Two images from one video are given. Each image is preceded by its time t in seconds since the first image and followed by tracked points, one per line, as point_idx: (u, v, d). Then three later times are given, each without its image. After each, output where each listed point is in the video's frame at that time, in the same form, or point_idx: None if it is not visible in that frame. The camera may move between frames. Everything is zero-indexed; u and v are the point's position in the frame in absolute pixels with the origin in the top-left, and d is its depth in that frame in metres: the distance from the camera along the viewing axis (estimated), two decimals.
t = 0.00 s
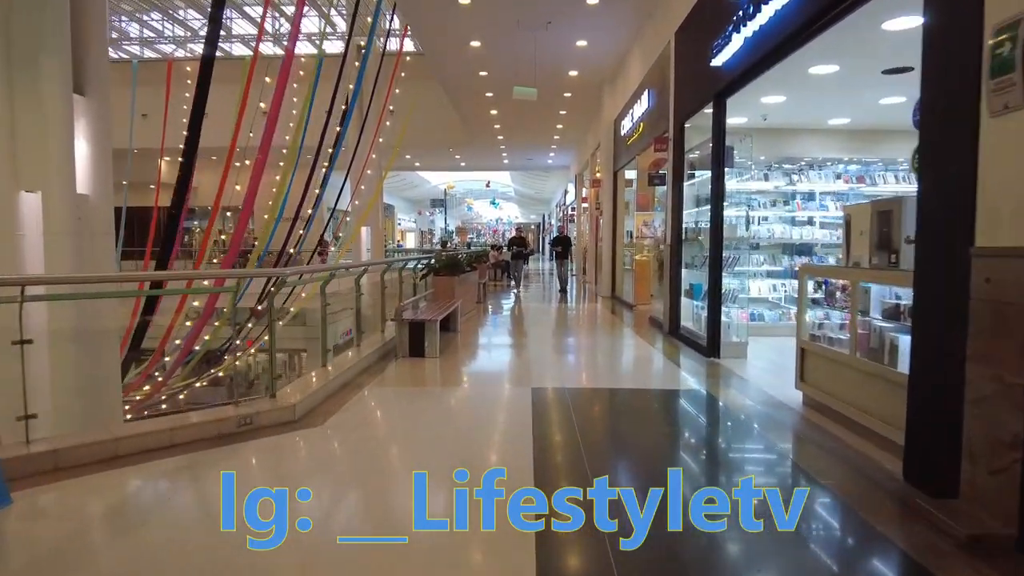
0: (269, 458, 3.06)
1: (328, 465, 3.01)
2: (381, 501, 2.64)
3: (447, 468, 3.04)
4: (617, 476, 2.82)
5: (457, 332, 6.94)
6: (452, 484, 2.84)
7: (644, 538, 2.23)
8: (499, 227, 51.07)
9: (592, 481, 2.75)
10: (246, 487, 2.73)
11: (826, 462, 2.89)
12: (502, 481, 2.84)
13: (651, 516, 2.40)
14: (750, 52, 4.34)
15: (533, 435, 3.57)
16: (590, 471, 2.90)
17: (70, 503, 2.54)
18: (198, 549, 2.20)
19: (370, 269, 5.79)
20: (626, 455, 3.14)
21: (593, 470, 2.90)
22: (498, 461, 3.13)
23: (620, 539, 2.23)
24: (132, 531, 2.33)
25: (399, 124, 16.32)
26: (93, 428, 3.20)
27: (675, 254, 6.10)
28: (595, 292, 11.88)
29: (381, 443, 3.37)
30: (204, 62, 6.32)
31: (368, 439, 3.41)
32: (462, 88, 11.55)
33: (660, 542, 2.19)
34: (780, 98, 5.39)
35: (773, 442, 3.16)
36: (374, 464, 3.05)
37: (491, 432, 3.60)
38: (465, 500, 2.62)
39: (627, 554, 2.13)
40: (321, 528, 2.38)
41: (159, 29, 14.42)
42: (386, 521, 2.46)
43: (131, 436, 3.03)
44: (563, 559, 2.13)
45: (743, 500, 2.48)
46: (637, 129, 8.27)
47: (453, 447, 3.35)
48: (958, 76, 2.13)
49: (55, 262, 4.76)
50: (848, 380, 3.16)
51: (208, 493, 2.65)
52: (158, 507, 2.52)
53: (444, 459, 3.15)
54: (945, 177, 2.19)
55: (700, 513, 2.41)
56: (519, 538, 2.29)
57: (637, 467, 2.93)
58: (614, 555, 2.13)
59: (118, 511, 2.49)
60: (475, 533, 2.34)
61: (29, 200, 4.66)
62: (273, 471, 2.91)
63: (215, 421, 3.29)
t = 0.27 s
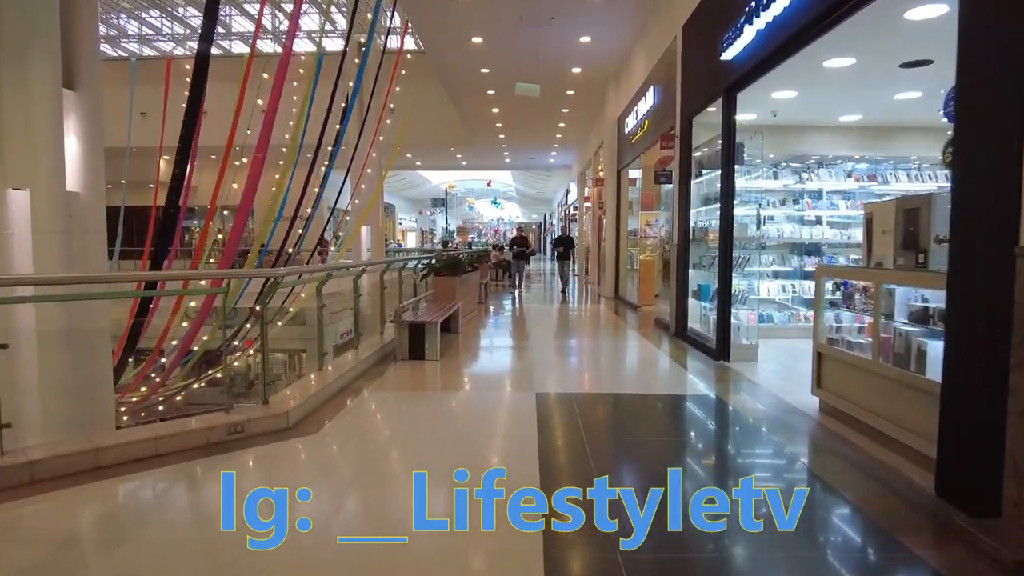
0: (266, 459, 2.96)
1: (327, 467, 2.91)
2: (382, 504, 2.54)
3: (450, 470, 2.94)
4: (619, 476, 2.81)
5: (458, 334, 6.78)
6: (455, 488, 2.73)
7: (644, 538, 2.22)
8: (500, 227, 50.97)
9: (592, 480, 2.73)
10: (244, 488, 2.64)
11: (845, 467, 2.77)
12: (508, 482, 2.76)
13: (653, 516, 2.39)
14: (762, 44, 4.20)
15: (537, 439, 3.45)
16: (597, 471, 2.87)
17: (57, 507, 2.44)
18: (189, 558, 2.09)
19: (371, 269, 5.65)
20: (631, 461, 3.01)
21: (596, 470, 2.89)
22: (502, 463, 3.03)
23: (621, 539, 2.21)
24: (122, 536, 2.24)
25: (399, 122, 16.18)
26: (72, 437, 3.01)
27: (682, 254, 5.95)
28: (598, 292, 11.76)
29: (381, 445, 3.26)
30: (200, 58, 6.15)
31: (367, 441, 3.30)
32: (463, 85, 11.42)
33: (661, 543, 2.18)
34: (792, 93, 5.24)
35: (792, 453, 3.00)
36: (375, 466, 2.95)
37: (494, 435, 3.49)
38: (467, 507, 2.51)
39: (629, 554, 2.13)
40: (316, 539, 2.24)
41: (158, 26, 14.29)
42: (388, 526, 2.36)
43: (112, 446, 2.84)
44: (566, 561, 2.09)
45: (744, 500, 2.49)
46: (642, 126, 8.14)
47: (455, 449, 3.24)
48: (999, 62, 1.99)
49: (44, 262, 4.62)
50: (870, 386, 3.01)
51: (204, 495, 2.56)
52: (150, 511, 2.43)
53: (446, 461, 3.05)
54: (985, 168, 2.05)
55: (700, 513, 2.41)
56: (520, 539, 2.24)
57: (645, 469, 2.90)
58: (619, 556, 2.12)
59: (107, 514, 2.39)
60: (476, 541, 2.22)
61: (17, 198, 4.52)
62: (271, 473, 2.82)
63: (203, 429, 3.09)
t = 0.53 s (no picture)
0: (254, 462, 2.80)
1: (318, 469, 2.75)
2: (377, 508, 2.38)
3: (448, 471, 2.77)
4: (619, 476, 2.70)
5: (458, 335, 6.58)
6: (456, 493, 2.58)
7: (644, 538, 2.12)
8: (501, 228, 50.81)
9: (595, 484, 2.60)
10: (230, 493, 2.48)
11: (871, 477, 2.60)
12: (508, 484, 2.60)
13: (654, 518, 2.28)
14: (774, 32, 4.03)
15: (539, 443, 3.28)
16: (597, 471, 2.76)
17: (31, 513, 2.29)
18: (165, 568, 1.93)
19: (367, 268, 5.48)
20: (635, 466, 2.84)
21: (595, 470, 2.78)
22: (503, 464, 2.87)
23: (620, 540, 2.11)
24: (100, 544, 2.09)
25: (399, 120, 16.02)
26: (41, 447, 2.77)
27: (689, 253, 5.76)
28: (600, 293, 11.59)
29: (376, 446, 3.09)
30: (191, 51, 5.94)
31: (362, 442, 3.14)
32: (463, 81, 11.25)
33: (662, 544, 2.08)
34: (804, 86, 5.10)
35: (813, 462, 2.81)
36: (369, 467, 2.79)
37: (495, 437, 3.32)
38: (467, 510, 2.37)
39: (629, 553, 2.03)
40: (308, 547, 2.09)
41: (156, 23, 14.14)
42: (384, 530, 2.20)
43: (82, 456, 2.61)
44: (568, 566, 1.97)
45: (745, 500, 2.41)
46: (646, 123, 7.98)
47: (454, 450, 3.08)
48: None
49: (25, 261, 4.46)
50: (897, 392, 2.83)
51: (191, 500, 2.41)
52: (128, 519, 2.27)
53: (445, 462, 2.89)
54: None
55: (700, 513, 2.32)
56: (519, 540, 2.11)
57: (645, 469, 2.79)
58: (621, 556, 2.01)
59: (85, 521, 2.24)
60: (475, 554, 2.05)
61: None
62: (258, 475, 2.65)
63: (182, 437, 2.85)
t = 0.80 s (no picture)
0: (247, 479, 2.70)
1: (314, 490, 2.66)
2: (376, 535, 2.30)
3: (449, 495, 2.66)
4: (627, 503, 2.55)
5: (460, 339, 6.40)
6: (457, 514, 2.48)
7: None
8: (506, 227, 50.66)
9: (600, 514, 2.45)
10: (222, 514, 2.39)
11: (891, 499, 2.48)
12: (511, 514, 2.50)
13: (664, 547, 2.20)
14: (789, 25, 3.85)
15: (542, 457, 3.16)
16: (605, 497, 2.65)
17: (14, 534, 2.21)
18: None
19: (367, 270, 5.34)
20: (644, 489, 2.69)
21: (603, 491, 2.71)
22: (505, 488, 2.76)
23: None
24: (85, 571, 2.00)
25: (402, 119, 15.86)
26: (18, 464, 2.65)
27: (699, 255, 5.61)
28: (605, 294, 11.42)
29: (375, 463, 2.99)
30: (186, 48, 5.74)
31: (360, 459, 3.04)
32: (466, 79, 11.10)
33: None
34: (819, 81, 4.91)
35: (840, 490, 2.61)
36: (367, 489, 2.69)
37: (496, 451, 3.21)
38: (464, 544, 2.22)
39: None
40: None
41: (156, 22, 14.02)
42: (382, 562, 2.11)
43: (55, 475, 2.47)
44: None
45: (762, 535, 2.25)
46: (653, 121, 7.81)
47: (455, 468, 2.98)
48: None
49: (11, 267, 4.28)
50: (925, 405, 2.67)
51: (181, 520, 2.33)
52: (105, 548, 2.14)
53: (445, 485, 2.78)
54: None
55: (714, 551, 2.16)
56: None
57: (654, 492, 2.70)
58: None
59: (67, 549, 2.13)
60: None
61: None
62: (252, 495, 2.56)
63: (162, 453, 2.70)
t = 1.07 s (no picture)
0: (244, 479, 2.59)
1: (314, 487, 2.55)
2: (377, 534, 2.19)
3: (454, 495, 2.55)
4: (640, 512, 2.37)
5: (464, 340, 6.20)
6: (463, 513, 2.37)
7: None
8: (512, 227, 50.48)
9: (613, 524, 2.26)
10: (218, 510, 2.29)
11: (932, 512, 2.27)
12: (521, 514, 2.37)
13: (675, 552, 2.06)
14: (810, 8, 3.65)
15: (551, 458, 3.03)
16: (617, 500, 2.49)
17: None
18: None
19: (370, 266, 5.19)
20: (659, 499, 2.51)
21: (614, 492, 2.57)
22: (512, 488, 2.63)
23: None
24: None
25: (407, 117, 15.71)
26: None
27: (712, 252, 5.42)
28: (613, 294, 11.22)
29: (376, 463, 2.88)
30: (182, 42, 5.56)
31: (362, 458, 2.93)
32: (472, 76, 10.94)
33: None
34: (840, 70, 4.77)
35: (869, 500, 2.43)
36: (369, 488, 2.58)
37: (503, 452, 3.08)
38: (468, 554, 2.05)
39: None
40: None
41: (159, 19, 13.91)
42: (386, 562, 2.01)
43: (25, 487, 2.26)
44: None
45: (786, 549, 2.07)
46: (663, 116, 7.62)
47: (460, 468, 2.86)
48: None
49: None
50: (966, 412, 2.46)
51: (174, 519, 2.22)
52: (77, 559, 1.97)
53: (450, 484, 2.66)
54: None
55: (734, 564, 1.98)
56: None
57: (667, 495, 2.55)
58: None
59: (39, 560, 1.96)
60: None
61: None
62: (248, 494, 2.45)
63: (142, 462, 2.50)
